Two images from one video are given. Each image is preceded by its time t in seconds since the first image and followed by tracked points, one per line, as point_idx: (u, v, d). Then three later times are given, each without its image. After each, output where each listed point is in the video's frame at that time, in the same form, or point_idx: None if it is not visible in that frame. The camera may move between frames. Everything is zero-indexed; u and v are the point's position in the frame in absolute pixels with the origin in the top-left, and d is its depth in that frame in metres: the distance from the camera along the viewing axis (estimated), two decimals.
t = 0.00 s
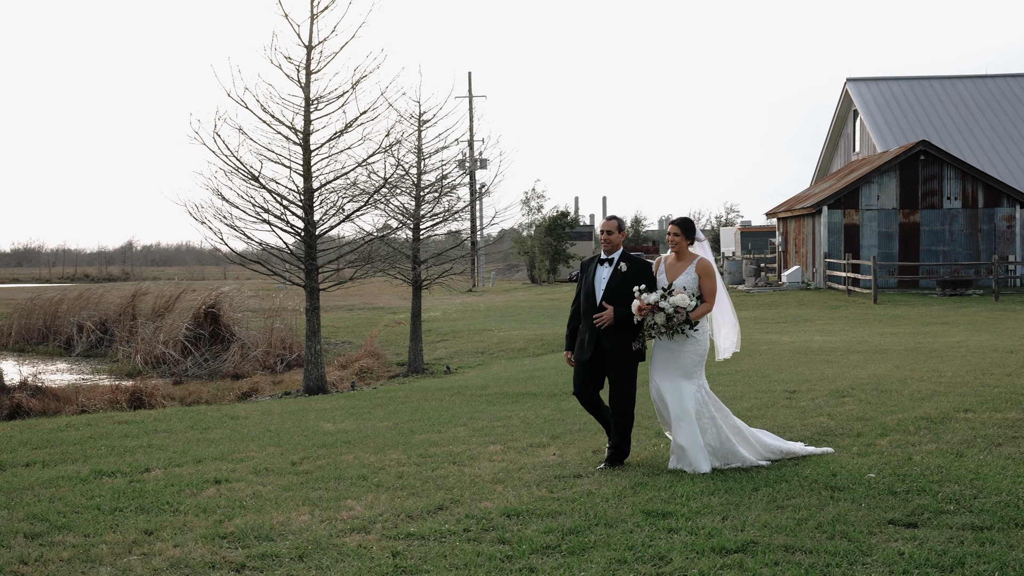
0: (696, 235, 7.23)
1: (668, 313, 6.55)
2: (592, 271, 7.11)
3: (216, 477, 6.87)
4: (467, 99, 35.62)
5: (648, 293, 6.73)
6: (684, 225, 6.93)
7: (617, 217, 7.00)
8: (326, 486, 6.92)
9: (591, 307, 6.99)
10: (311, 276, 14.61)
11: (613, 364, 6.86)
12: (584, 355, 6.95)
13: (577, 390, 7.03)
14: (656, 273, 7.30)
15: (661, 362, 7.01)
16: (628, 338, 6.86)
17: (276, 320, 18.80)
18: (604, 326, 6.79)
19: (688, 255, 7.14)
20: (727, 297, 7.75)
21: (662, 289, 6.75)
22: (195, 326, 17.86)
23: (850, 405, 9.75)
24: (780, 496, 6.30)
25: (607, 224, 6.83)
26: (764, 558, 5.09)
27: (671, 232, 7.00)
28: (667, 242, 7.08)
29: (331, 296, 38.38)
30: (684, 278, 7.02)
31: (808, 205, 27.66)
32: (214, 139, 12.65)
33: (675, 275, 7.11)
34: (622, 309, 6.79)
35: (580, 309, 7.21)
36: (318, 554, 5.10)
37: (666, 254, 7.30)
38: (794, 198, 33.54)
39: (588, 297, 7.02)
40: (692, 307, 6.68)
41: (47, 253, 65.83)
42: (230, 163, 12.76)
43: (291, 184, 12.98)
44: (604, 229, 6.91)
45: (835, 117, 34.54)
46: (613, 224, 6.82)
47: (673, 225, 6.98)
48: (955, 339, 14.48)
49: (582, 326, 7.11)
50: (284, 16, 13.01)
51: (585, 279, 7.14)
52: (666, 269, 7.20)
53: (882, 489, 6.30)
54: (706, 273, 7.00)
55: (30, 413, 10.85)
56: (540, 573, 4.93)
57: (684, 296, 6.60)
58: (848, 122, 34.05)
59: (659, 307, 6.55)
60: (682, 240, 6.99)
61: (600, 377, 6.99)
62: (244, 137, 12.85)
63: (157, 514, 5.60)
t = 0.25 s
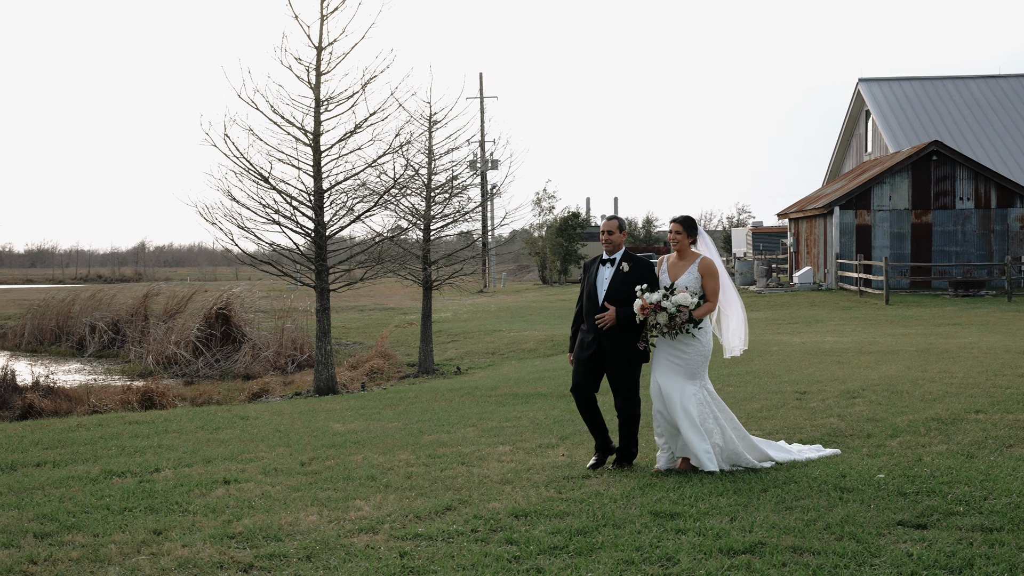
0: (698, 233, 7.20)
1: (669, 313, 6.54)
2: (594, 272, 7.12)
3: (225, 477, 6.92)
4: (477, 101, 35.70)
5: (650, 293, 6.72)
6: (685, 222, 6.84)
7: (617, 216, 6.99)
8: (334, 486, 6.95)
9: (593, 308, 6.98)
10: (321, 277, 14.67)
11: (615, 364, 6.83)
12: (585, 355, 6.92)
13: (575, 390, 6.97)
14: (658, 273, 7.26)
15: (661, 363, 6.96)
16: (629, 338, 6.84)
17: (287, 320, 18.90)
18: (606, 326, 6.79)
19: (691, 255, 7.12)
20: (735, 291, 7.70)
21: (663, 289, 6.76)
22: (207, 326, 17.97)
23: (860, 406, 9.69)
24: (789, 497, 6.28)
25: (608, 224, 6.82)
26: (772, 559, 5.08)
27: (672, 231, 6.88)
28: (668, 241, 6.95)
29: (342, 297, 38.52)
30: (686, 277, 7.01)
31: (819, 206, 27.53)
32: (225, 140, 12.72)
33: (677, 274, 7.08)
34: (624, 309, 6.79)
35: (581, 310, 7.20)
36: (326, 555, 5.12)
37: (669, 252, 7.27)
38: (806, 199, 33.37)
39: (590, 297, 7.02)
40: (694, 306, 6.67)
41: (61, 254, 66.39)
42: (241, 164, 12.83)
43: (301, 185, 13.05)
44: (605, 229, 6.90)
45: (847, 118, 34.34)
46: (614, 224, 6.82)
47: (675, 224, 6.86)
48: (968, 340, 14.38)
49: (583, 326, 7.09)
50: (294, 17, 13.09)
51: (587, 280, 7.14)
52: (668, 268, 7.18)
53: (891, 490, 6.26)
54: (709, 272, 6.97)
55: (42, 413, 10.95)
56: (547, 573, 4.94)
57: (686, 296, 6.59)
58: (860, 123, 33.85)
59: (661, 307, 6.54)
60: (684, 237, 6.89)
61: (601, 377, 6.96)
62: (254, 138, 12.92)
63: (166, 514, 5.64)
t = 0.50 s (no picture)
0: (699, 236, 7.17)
1: (672, 318, 6.54)
2: (594, 274, 7.07)
3: (235, 477, 6.96)
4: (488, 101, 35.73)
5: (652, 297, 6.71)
6: (688, 224, 6.77)
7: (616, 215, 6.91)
8: (344, 486, 6.98)
9: (593, 310, 6.98)
10: (333, 277, 14.72)
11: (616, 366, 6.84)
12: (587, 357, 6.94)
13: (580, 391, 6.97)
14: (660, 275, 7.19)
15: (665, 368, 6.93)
16: (630, 340, 6.84)
17: (299, 320, 18.99)
18: (607, 329, 6.78)
19: (693, 257, 7.08)
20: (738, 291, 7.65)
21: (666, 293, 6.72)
22: (219, 326, 18.10)
23: (872, 406, 9.64)
24: (799, 497, 6.25)
25: (607, 225, 6.76)
26: (781, 559, 5.06)
27: (673, 232, 6.81)
28: (671, 243, 6.89)
29: (354, 297, 38.67)
30: (689, 282, 6.97)
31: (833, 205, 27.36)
32: (237, 140, 12.79)
33: (679, 278, 7.04)
34: (625, 312, 6.78)
35: (583, 312, 7.19)
36: (335, 554, 5.15)
37: (670, 255, 7.22)
38: (819, 198, 33.17)
39: (591, 299, 7.01)
40: (697, 311, 6.65)
41: (76, 253, 66.97)
42: (252, 164, 12.93)
43: (313, 185, 13.15)
44: (604, 230, 6.83)
45: (861, 117, 34.11)
46: (614, 225, 6.75)
47: (677, 226, 6.77)
48: (982, 340, 14.25)
49: (585, 328, 7.09)
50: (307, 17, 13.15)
51: (587, 281, 7.11)
52: (670, 271, 7.13)
53: (902, 491, 6.23)
54: (712, 275, 6.97)
55: (56, 412, 11.08)
56: (555, 573, 4.94)
57: (688, 300, 6.57)
58: (874, 122, 33.59)
59: (663, 312, 6.53)
60: (688, 239, 6.81)
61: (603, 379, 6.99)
62: (265, 138, 13.02)
63: (176, 513, 5.70)
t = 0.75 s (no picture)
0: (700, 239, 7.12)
1: (675, 323, 6.49)
2: (595, 277, 7.04)
3: (247, 476, 7.00)
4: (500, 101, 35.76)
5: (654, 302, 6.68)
6: (690, 226, 6.72)
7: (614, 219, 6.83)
8: (355, 485, 7.00)
9: (595, 313, 6.94)
10: (345, 278, 14.78)
11: (619, 369, 6.81)
12: (589, 361, 6.91)
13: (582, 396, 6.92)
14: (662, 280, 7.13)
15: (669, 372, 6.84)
16: (633, 343, 6.82)
17: (312, 320, 19.07)
18: (610, 332, 6.75)
19: (695, 260, 7.01)
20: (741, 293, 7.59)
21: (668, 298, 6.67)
22: (233, 326, 18.22)
23: (885, 406, 9.57)
24: (810, 497, 6.22)
25: (606, 229, 6.67)
26: (791, 560, 5.04)
27: (675, 234, 6.75)
28: (672, 245, 6.84)
29: (367, 297, 38.80)
30: (692, 285, 6.90)
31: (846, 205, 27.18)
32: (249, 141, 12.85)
33: (683, 281, 6.97)
34: (626, 315, 6.76)
35: (584, 316, 7.15)
36: (345, 554, 5.17)
37: (672, 259, 7.17)
38: (833, 198, 32.97)
39: (593, 303, 6.98)
40: (700, 313, 6.59)
41: (92, 254, 67.55)
42: (265, 164, 13.01)
43: (325, 185, 13.23)
44: (602, 234, 6.74)
45: (874, 116, 33.86)
46: (611, 228, 6.67)
47: (679, 229, 6.75)
48: (997, 340, 14.12)
49: (587, 332, 7.06)
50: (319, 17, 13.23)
51: (588, 285, 7.09)
52: (673, 274, 7.06)
53: (914, 490, 6.18)
54: (715, 278, 6.90)
55: (70, 412, 11.19)
56: (564, 573, 4.94)
57: (691, 304, 6.53)
58: (888, 121, 33.34)
59: (666, 316, 6.50)
60: (690, 241, 6.76)
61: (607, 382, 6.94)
62: (277, 139, 13.10)
63: (188, 512, 5.74)
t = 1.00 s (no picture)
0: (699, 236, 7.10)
1: (678, 322, 6.56)
2: (590, 278, 6.93)
3: (257, 476, 7.05)
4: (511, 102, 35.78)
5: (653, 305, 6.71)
6: (690, 225, 6.70)
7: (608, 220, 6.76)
8: (364, 485, 7.03)
9: (592, 315, 6.84)
10: (357, 278, 14.82)
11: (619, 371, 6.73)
12: (587, 364, 6.82)
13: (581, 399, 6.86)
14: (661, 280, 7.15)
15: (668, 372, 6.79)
16: (631, 344, 6.74)
17: (324, 320, 19.15)
18: (608, 334, 6.66)
19: (694, 259, 7.02)
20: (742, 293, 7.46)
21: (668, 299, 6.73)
22: (245, 326, 18.33)
23: (896, 407, 9.51)
24: (820, 497, 6.19)
25: (600, 230, 6.60)
26: (800, 561, 5.01)
27: (674, 234, 6.74)
28: (671, 245, 6.83)
29: (379, 297, 38.93)
30: (693, 283, 6.91)
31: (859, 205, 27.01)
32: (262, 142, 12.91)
33: (683, 279, 6.98)
34: (623, 315, 6.66)
35: (581, 318, 7.05)
36: (353, 554, 5.19)
37: (670, 258, 7.19)
38: (846, 198, 32.77)
39: (589, 305, 6.87)
40: (702, 312, 6.66)
41: (106, 254, 68.11)
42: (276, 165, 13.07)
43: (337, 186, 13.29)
44: (596, 235, 6.65)
45: (888, 116, 33.64)
46: (605, 229, 6.58)
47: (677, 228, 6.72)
48: (1012, 340, 13.99)
49: (584, 334, 6.96)
50: (331, 18, 13.28)
51: (584, 286, 6.98)
52: (672, 273, 7.08)
53: (924, 491, 6.14)
54: (716, 276, 6.89)
55: (83, 412, 11.31)
56: (572, 573, 4.94)
57: (691, 302, 6.60)
58: (901, 121, 33.11)
59: (668, 317, 6.55)
60: (689, 240, 6.74)
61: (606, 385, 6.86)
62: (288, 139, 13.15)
63: (197, 512, 5.79)
